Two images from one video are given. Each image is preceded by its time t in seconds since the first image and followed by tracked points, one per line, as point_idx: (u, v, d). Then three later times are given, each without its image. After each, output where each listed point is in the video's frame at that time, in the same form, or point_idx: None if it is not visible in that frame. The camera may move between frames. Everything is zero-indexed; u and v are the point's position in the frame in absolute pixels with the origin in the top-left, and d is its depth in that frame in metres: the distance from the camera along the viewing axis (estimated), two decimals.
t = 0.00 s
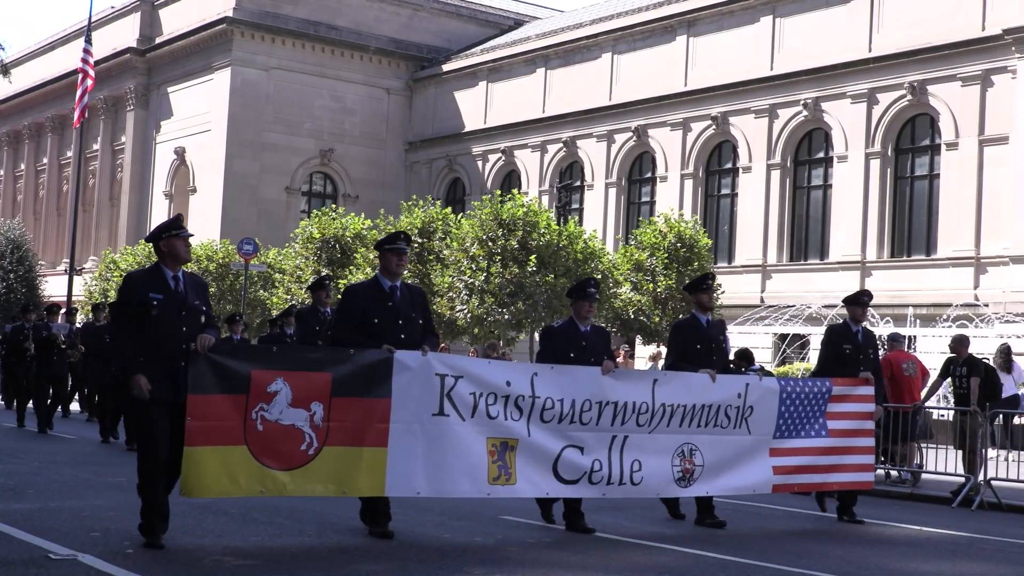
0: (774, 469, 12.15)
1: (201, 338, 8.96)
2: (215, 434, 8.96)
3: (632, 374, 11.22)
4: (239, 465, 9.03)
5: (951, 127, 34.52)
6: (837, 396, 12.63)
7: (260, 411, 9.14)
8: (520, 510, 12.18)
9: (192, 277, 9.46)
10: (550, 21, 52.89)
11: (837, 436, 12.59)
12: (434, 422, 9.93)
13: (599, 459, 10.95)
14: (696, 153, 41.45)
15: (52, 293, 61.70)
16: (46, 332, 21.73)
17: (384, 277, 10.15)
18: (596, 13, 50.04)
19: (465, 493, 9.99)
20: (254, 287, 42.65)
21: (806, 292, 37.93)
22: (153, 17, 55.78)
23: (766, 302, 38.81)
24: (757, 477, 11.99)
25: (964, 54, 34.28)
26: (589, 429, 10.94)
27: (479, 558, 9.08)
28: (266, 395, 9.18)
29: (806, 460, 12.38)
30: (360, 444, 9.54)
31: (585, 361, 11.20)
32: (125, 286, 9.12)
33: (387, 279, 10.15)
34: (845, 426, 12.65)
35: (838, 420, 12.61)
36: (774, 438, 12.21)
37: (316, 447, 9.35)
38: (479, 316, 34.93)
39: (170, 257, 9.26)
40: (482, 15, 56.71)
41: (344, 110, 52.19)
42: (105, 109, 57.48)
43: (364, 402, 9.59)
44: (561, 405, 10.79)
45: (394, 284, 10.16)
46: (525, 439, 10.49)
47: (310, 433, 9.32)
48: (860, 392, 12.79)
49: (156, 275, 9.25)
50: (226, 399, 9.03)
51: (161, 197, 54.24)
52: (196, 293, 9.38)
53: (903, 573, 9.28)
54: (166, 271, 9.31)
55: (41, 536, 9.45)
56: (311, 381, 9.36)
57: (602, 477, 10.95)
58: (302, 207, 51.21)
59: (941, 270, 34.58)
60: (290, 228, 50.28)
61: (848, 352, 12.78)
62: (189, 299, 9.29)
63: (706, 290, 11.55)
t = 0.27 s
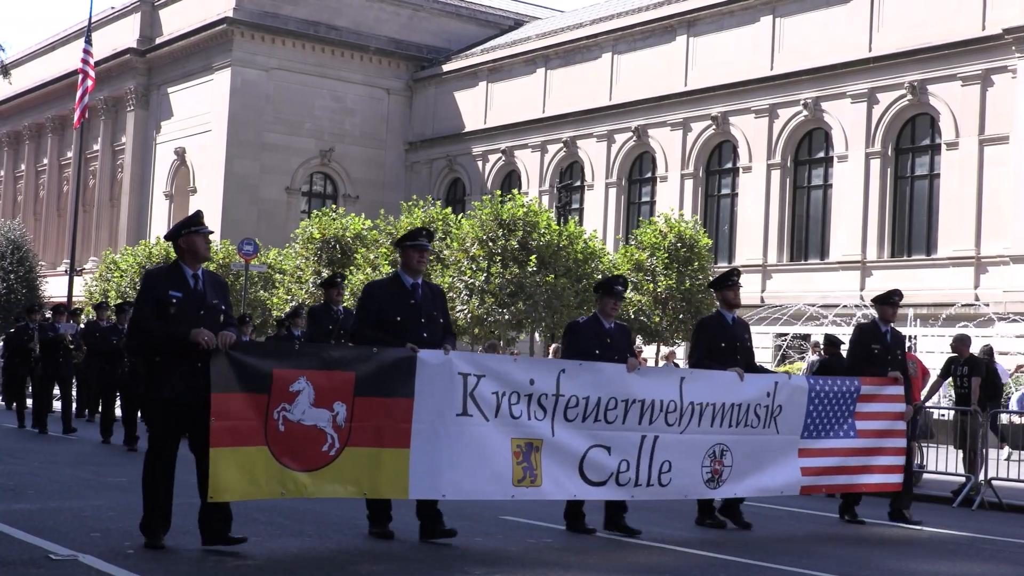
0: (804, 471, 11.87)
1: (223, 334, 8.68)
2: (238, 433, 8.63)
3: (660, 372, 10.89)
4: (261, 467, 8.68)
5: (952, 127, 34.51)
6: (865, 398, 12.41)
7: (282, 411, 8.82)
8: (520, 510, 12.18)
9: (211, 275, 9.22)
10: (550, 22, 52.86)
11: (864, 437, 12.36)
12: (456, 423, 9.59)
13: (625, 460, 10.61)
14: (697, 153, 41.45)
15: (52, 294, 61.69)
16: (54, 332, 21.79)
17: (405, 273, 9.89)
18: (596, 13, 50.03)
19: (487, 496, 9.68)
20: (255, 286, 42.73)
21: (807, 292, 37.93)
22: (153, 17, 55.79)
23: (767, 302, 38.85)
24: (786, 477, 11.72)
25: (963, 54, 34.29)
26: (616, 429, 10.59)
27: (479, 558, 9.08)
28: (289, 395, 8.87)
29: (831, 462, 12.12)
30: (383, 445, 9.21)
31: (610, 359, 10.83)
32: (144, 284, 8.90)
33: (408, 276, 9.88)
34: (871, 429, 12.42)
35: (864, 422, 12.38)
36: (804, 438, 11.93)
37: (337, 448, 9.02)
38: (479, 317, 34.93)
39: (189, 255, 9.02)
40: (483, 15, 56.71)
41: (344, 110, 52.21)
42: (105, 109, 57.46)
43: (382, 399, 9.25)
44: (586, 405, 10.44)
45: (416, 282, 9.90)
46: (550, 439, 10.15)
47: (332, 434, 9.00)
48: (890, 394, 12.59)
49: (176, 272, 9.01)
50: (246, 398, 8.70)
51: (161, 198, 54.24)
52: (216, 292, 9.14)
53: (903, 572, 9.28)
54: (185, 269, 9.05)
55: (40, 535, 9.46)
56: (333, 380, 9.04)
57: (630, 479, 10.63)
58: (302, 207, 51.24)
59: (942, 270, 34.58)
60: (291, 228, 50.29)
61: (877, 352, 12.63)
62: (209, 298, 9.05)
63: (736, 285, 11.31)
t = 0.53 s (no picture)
0: (836, 476, 11.55)
1: (249, 338, 8.43)
2: (265, 442, 8.47)
3: (691, 380, 10.69)
4: (287, 475, 8.53)
5: (952, 127, 34.50)
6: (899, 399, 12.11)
7: (308, 417, 8.69)
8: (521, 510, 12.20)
9: (243, 277, 8.89)
10: (551, 22, 52.85)
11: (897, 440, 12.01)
12: (485, 431, 9.49)
13: (655, 468, 10.41)
14: (697, 153, 41.45)
15: (53, 296, 61.70)
16: (65, 334, 21.84)
17: (435, 277, 9.77)
18: (597, 13, 50.01)
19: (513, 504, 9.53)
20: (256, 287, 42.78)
21: (808, 292, 37.95)
22: (154, 18, 55.81)
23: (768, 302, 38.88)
24: (820, 485, 11.41)
25: (963, 53, 34.32)
26: (646, 437, 10.41)
27: (479, 558, 9.10)
28: (316, 400, 8.73)
29: (864, 467, 11.76)
30: (409, 453, 9.10)
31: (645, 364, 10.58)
32: (172, 283, 8.62)
33: (440, 280, 9.75)
34: (904, 432, 12.09)
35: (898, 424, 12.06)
36: (838, 444, 11.61)
37: (364, 456, 8.90)
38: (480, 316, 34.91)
39: (221, 255, 8.72)
40: (483, 15, 56.71)
41: (345, 111, 52.23)
42: (106, 110, 57.46)
43: (412, 406, 9.16)
44: (616, 412, 10.27)
45: (448, 286, 9.76)
46: (579, 448, 9.98)
47: (360, 442, 8.88)
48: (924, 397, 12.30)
49: (206, 272, 8.71)
50: (272, 403, 8.54)
51: (161, 199, 54.26)
52: (247, 294, 8.82)
53: (905, 572, 9.28)
54: (217, 270, 8.76)
55: (42, 536, 9.49)
56: (361, 386, 8.95)
57: (661, 487, 10.41)
58: (303, 207, 51.27)
59: (943, 270, 34.61)
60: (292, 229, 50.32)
61: (912, 355, 12.48)
62: (239, 300, 8.74)
63: (767, 287, 10.78)
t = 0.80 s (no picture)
0: (867, 477, 11.22)
1: (282, 332, 8.22)
2: (287, 438, 8.22)
3: (724, 376, 10.32)
4: (309, 473, 8.27)
5: (953, 127, 34.50)
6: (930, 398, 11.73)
7: (333, 414, 8.41)
8: (523, 510, 12.19)
9: (268, 274, 8.70)
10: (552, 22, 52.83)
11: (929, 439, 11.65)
12: (510, 427, 9.21)
13: (685, 465, 10.05)
14: (699, 152, 41.46)
15: (54, 296, 61.71)
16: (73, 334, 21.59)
17: (460, 270, 9.51)
18: (598, 13, 50.01)
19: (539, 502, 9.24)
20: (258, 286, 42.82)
21: (809, 292, 37.96)
22: (155, 18, 55.80)
23: (769, 302, 38.89)
24: (851, 484, 11.10)
25: (964, 54, 34.33)
26: (676, 434, 10.06)
27: (480, 559, 9.07)
28: (340, 396, 8.45)
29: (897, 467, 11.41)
30: (438, 451, 8.86)
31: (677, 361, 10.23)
32: (194, 279, 8.42)
33: (466, 272, 9.49)
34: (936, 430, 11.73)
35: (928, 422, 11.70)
36: (866, 443, 11.24)
37: (390, 455, 8.64)
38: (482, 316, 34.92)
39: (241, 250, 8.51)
40: (484, 15, 56.70)
41: (346, 111, 52.22)
42: (107, 110, 57.44)
43: (441, 403, 8.91)
44: (646, 408, 9.91)
45: (474, 279, 9.50)
46: (607, 444, 9.64)
47: (386, 440, 8.62)
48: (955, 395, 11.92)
49: (228, 268, 8.51)
50: (296, 400, 8.27)
51: (163, 199, 54.26)
52: (270, 290, 8.62)
53: (907, 573, 9.27)
54: (239, 265, 8.54)
55: (43, 536, 9.48)
56: (389, 382, 8.67)
57: (688, 486, 10.03)
58: (304, 208, 51.27)
59: (944, 270, 34.64)
60: (293, 229, 50.32)
61: (943, 353, 12.13)
62: (262, 296, 8.53)
63: (796, 283, 10.59)
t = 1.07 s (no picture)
0: (899, 485, 11.02)
1: (305, 339, 8.07)
2: (312, 447, 8.15)
3: (751, 382, 10.18)
4: (333, 482, 8.19)
5: (955, 127, 34.46)
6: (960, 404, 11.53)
7: (357, 421, 8.32)
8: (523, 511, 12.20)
9: (281, 272, 8.47)
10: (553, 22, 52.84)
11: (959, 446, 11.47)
12: (538, 435, 9.11)
13: (715, 473, 9.93)
14: (700, 152, 41.44)
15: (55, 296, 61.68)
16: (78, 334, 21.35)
17: (485, 273, 9.39)
18: (599, 13, 50.01)
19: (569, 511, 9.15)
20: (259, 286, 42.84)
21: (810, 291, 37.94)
22: (156, 19, 55.81)
23: (770, 302, 38.88)
24: (882, 492, 10.87)
25: (965, 53, 34.31)
26: (705, 441, 9.92)
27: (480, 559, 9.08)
28: (365, 403, 8.35)
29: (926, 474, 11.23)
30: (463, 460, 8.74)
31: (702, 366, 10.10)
32: (209, 284, 8.17)
33: (489, 277, 9.39)
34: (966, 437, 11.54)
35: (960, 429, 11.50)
36: (896, 450, 11.05)
37: (417, 463, 8.54)
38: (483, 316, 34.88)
39: (253, 252, 8.27)
40: (485, 16, 56.70)
41: (347, 111, 52.25)
42: (108, 111, 57.41)
43: (465, 409, 8.79)
44: (675, 415, 9.80)
45: (497, 284, 9.39)
46: (636, 452, 9.54)
47: (412, 447, 8.51)
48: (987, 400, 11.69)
49: (242, 271, 8.27)
50: (322, 408, 8.20)
51: (164, 199, 54.23)
52: (287, 291, 8.40)
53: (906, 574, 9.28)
54: (254, 268, 8.31)
55: (44, 536, 9.50)
56: (414, 388, 8.58)
57: (721, 494, 9.93)
58: (305, 208, 51.27)
59: (945, 270, 34.62)
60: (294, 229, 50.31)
61: (974, 356, 11.96)
62: (279, 298, 8.31)
63: (824, 285, 10.33)
